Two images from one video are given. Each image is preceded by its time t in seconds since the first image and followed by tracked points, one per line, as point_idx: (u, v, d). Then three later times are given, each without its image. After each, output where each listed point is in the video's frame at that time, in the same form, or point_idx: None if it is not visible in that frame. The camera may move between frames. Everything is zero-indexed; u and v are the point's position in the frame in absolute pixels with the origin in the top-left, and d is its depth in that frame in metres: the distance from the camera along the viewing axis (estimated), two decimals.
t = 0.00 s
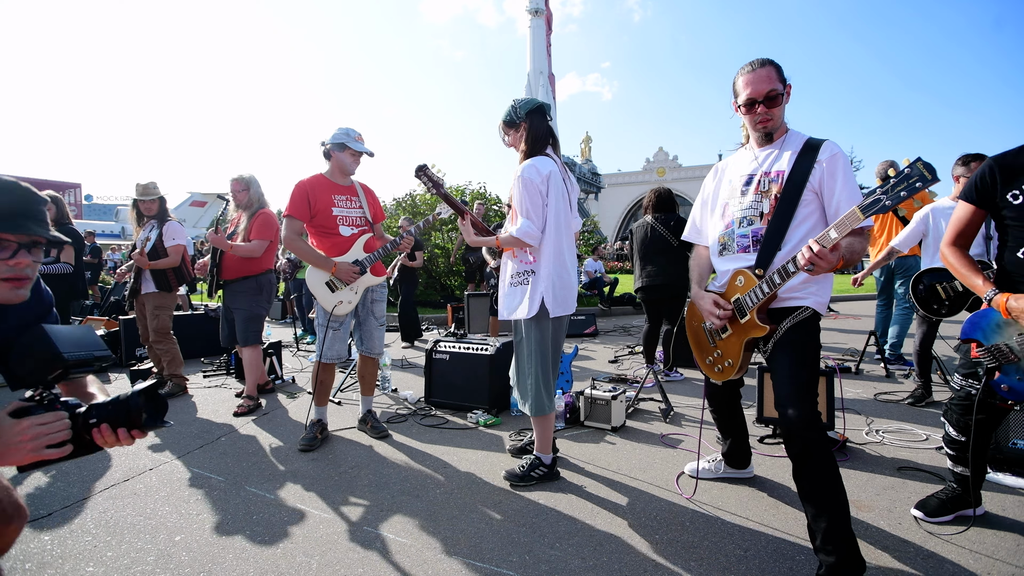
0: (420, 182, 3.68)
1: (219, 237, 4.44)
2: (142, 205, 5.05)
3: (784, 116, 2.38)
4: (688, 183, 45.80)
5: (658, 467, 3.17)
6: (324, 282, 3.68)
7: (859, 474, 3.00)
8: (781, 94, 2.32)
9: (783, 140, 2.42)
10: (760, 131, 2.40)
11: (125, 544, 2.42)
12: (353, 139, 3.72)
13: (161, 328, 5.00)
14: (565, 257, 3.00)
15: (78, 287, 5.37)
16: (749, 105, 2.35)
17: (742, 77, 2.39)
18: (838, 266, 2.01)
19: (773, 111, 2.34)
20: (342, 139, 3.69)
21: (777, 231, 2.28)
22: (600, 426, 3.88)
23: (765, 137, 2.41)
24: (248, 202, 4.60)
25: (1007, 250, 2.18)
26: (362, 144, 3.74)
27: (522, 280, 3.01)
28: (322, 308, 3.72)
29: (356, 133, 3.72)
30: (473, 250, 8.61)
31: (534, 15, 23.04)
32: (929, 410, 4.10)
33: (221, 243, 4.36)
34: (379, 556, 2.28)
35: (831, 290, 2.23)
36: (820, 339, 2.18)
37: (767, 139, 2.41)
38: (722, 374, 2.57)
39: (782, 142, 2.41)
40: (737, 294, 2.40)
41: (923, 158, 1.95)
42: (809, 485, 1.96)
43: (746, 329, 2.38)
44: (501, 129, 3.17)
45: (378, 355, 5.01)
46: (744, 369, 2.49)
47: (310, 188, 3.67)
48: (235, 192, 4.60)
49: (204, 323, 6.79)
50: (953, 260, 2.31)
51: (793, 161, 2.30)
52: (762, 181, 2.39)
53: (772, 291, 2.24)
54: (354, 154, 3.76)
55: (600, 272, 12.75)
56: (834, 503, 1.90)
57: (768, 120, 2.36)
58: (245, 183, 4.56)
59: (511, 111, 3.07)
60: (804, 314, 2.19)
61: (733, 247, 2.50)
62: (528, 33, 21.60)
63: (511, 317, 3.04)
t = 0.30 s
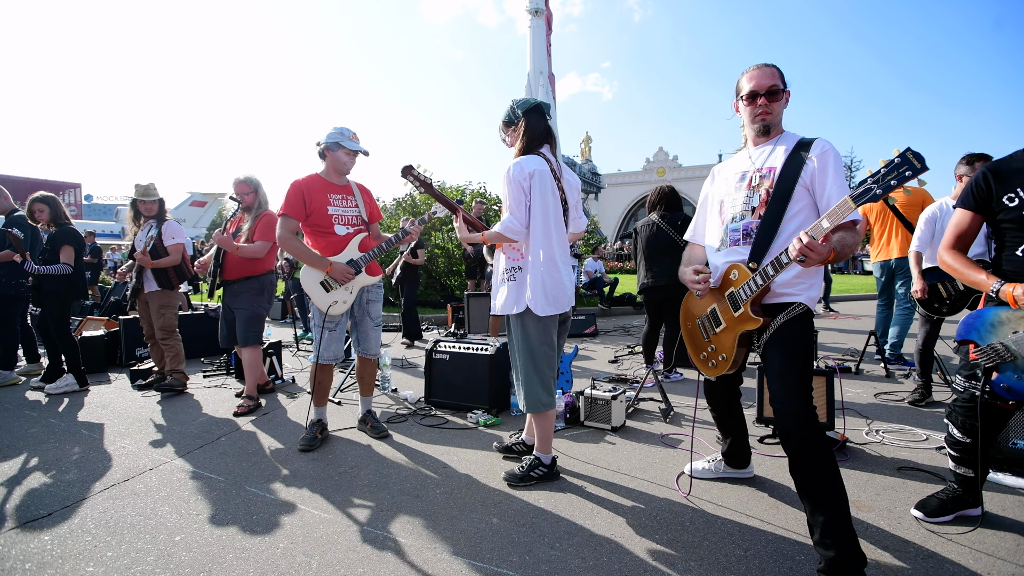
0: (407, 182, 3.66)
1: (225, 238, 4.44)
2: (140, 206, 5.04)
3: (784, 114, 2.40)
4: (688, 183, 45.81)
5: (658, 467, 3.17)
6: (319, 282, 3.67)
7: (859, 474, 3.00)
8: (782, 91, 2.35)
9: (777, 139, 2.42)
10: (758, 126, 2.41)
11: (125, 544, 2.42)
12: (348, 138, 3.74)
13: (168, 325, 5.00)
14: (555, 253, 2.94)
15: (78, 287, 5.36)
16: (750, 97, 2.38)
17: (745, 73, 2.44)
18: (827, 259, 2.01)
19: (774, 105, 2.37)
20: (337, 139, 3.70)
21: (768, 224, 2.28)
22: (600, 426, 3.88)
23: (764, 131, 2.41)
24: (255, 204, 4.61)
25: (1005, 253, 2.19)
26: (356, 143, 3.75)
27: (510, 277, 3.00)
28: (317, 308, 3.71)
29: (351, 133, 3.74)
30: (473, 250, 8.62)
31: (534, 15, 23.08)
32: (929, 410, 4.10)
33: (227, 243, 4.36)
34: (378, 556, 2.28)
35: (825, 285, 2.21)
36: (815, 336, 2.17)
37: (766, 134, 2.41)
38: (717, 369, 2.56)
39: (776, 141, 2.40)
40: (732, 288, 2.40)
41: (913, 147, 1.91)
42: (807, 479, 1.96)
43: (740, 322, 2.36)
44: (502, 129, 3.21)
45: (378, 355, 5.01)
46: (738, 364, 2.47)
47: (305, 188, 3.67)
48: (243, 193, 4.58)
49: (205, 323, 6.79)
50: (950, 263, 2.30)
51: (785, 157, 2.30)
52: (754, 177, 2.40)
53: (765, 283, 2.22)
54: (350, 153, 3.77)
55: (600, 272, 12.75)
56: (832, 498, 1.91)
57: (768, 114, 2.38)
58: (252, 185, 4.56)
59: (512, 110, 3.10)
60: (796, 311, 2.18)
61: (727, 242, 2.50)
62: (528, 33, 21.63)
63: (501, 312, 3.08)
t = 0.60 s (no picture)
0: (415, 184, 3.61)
1: (229, 236, 4.41)
2: (135, 210, 5.04)
3: (773, 112, 2.40)
4: (688, 183, 45.83)
5: (658, 467, 3.17)
6: (315, 282, 3.67)
7: (859, 474, 3.00)
8: (770, 89, 2.36)
9: (772, 142, 2.41)
10: (748, 125, 2.41)
11: (125, 544, 2.42)
12: (348, 138, 3.74)
13: (169, 325, 5.00)
14: (552, 259, 2.95)
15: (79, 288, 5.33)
16: (739, 98, 2.41)
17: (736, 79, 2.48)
18: (851, 255, 1.97)
19: (762, 104, 2.38)
20: (336, 139, 3.70)
21: (768, 232, 2.29)
22: (600, 426, 3.88)
23: (753, 130, 2.40)
24: (255, 204, 4.63)
25: None
26: (356, 143, 3.76)
27: (510, 279, 2.97)
28: (314, 309, 3.71)
29: (351, 133, 3.74)
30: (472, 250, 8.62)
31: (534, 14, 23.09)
32: (929, 410, 4.11)
33: (232, 242, 4.34)
34: (379, 556, 2.28)
35: (826, 292, 2.23)
36: (816, 339, 2.17)
37: (754, 133, 2.41)
38: (717, 376, 2.56)
39: (772, 144, 2.39)
40: (732, 296, 2.41)
41: (912, 160, 1.88)
42: (808, 485, 1.95)
43: (740, 330, 2.36)
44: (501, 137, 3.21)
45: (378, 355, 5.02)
46: (738, 371, 2.46)
47: (303, 188, 3.66)
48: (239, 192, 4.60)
49: (205, 323, 6.79)
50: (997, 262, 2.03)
51: (782, 162, 2.29)
52: (751, 184, 2.40)
53: (765, 292, 2.23)
54: (349, 153, 3.77)
55: (600, 272, 12.74)
56: (833, 503, 1.90)
57: (757, 113, 2.39)
58: (251, 185, 4.58)
59: (513, 117, 3.08)
60: (799, 314, 2.18)
61: (728, 251, 2.51)
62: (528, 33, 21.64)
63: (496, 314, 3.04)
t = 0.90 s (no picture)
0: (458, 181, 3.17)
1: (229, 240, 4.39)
2: (136, 209, 5.05)
3: (769, 94, 2.37)
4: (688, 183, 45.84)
5: (658, 467, 3.17)
6: (314, 283, 3.66)
7: (859, 474, 3.00)
8: (767, 70, 2.36)
9: (774, 129, 2.41)
10: (741, 104, 2.40)
11: (125, 544, 2.41)
12: (345, 137, 3.74)
13: (165, 325, 4.99)
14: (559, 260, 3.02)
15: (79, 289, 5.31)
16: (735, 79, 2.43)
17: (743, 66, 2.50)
18: (838, 247, 1.96)
19: (756, 84, 2.37)
20: (334, 138, 3.70)
21: (767, 225, 2.29)
22: (600, 426, 3.88)
23: (744, 109, 2.40)
24: (251, 203, 4.62)
25: None
26: (354, 142, 3.76)
27: (522, 277, 2.96)
28: (312, 309, 3.71)
29: (348, 132, 3.74)
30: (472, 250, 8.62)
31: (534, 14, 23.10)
32: (929, 410, 4.11)
33: (232, 246, 4.34)
34: (379, 556, 2.28)
35: (829, 285, 2.23)
36: (818, 332, 2.16)
37: (747, 112, 2.40)
38: (723, 374, 2.54)
39: (773, 133, 2.40)
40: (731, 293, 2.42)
41: (894, 148, 1.84)
42: (808, 478, 1.95)
43: (740, 327, 2.37)
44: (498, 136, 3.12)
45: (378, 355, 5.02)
46: (744, 368, 2.44)
47: (300, 187, 3.65)
48: (237, 192, 4.59)
49: (205, 323, 6.79)
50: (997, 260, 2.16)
51: (782, 153, 2.29)
52: (751, 175, 2.39)
53: (760, 288, 2.23)
54: (347, 152, 3.77)
55: (600, 272, 12.74)
56: (832, 496, 1.90)
57: (750, 92, 2.38)
58: (248, 184, 4.59)
59: (512, 118, 3.04)
60: (796, 309, 2.18)
61: (728, 245, 2.51)
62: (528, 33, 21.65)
63: (501, 311, 3.02)
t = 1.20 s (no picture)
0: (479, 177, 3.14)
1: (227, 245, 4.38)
2: (140, 209, 5.06)
3: (770, 86, 2.35)
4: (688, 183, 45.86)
5: (658, 467, 3.17)
6: (313, 283, 3.66)
7: (859, 474, 3.00)
8: (769, 62, 2.34)
9: (780, 126, 2.40)
10: (742, 98, 2.37)
11: (125, 544, 2.41)
12: (342, 137, 3.74)
13: (164, 327, 4.99)
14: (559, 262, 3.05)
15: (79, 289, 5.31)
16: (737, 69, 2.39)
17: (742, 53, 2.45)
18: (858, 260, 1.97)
19: (757, 76, 2.35)
20: (331, 137, 3.70)
21: (781, 231, 2.28)
22: (600, 426, 3.88)
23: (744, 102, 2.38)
24: (247, 204, 4.63)
25: None
26: (350, 141, 3.76)
27: (527, 276, 2.95)
28: (312, 310, 3.71)
29: (345, 131, 3.75)
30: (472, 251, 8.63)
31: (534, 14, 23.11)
32: (929, 410, 4.11)
33: (231, 251, 4.31)
34: (378, 556, 2.28)
35: (842, 287, 2.22)
36: (833, 335, 2.13)
37: (748, 106, 2.37)
38: (733, 378, 2.55)
39: (780, 132, 2.38)
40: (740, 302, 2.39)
41: (923, 168, 1.83)
42: (818, 483, 1.96)
43: (754, 335, 2.38)
44: (495, 132, 3.07)
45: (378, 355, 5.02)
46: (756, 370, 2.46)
47: (298, 187, 3.66)
48: (233, 192, 4.61)
49: (205, 323, 6.79)
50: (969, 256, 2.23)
51: (792, 157, 2.27)
52: (761, 179, 2.36)
53: (775, 300, 2.24)
54: (344, 151, 3.78)
55: (600, 272, 12.74)
56: (843, 501, 1.91)
57: (751, 86, 2.36)
58: (244, 185, 4.61)
59: (515, 117, 3.02)
60: (814, 310, 2.16)
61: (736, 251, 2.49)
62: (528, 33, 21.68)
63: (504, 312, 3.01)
